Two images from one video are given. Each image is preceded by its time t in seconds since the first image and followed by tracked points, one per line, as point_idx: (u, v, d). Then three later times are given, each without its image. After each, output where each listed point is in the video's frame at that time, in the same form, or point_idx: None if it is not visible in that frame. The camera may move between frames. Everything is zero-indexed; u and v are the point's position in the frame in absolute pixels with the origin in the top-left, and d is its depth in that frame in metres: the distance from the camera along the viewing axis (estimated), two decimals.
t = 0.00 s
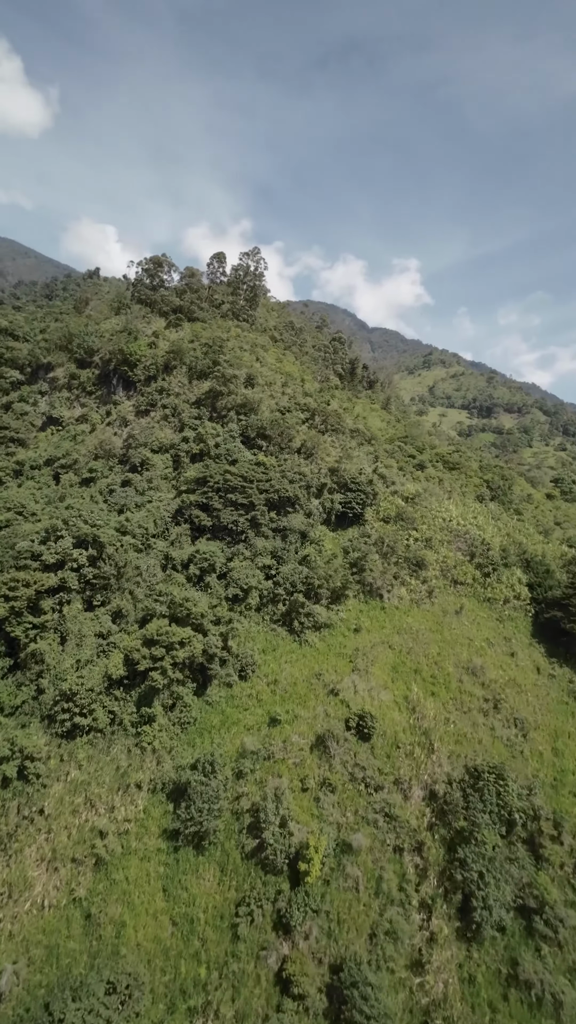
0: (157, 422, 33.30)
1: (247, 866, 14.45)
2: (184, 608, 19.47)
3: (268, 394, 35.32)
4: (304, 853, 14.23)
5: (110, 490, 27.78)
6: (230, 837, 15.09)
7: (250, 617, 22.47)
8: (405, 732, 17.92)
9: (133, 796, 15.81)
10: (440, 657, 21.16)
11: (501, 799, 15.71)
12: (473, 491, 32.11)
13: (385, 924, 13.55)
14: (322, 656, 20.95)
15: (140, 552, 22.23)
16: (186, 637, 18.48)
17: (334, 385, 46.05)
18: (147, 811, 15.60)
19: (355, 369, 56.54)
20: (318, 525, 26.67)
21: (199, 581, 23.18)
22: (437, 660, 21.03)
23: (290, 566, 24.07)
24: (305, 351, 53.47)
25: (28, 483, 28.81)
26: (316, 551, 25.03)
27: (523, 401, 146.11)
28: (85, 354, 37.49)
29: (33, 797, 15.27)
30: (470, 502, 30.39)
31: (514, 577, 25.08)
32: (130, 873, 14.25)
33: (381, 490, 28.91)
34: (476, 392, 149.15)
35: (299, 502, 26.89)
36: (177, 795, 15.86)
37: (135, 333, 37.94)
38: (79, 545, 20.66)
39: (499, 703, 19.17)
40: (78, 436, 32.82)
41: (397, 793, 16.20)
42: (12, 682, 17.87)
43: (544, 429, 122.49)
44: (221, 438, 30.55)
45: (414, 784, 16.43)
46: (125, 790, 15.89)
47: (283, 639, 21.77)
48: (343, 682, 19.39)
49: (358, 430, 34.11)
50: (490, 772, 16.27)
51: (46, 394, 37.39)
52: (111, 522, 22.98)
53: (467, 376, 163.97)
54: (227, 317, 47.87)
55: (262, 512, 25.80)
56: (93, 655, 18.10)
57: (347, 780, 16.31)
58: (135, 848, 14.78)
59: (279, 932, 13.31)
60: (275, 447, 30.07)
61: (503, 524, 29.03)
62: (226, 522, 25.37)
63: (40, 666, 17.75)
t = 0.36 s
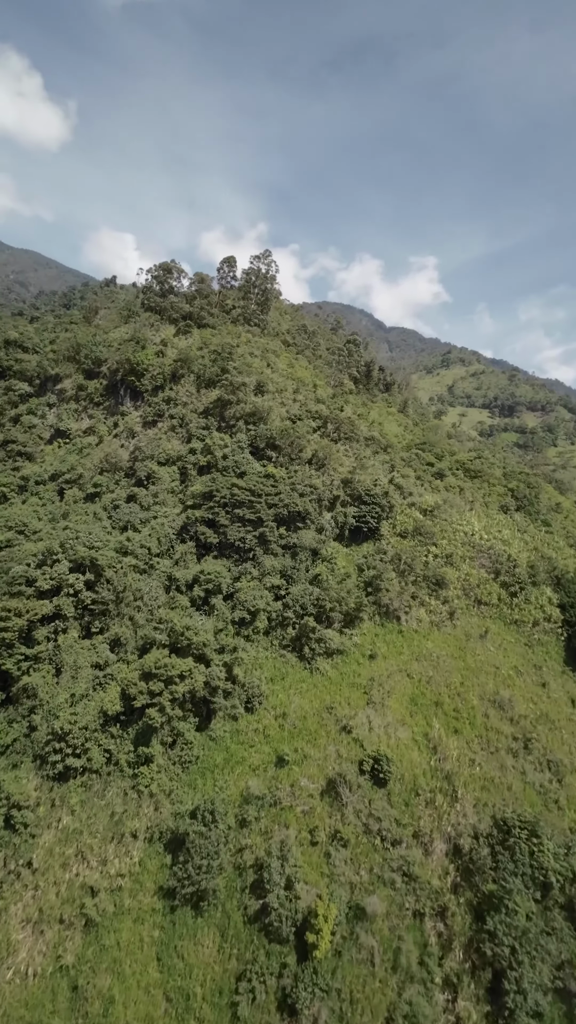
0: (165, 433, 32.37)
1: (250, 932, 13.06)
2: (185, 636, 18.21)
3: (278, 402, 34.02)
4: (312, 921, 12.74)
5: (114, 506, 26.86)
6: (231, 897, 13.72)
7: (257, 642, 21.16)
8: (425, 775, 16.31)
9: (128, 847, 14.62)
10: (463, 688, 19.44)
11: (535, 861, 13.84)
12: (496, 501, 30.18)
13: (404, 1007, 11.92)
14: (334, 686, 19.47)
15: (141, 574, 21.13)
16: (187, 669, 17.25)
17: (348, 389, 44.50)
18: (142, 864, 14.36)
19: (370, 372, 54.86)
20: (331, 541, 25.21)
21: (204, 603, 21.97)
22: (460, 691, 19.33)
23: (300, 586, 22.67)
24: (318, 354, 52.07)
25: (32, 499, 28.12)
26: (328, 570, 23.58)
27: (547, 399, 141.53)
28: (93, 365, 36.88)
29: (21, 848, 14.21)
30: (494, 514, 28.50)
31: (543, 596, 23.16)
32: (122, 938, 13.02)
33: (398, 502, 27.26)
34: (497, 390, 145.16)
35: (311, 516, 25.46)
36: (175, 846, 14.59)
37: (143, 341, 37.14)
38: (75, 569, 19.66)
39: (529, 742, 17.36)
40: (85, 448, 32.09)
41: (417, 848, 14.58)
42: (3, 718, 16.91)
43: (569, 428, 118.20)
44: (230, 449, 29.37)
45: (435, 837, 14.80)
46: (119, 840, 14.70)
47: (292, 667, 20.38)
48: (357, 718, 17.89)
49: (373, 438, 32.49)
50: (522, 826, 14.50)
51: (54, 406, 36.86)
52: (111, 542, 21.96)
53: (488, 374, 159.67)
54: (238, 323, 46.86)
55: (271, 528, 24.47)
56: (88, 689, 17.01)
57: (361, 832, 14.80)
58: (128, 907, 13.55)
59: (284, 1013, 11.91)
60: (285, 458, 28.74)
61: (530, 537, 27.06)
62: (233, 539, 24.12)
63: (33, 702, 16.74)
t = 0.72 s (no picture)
0: (168, 445, 31.27)
1: (250, 1015, 11.71)
2: (183, 671, 16.95)
3: (285, 410, 32.67)
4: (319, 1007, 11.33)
5: (114, 523, 25.80)
6: (230, 971, 12.35)
7: (262, 671, 19.83)
8: (445, 828, 14.75)
9: (118, 909, 13.37)
10: (486, 725, 17.80)
11: (574, 936, 11.79)
12: (518, 513, 28.35)
13: None
14: (345, 723, 18.02)
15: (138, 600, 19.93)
16: (183, 709, 15.93)
17: (359, 395, 42.94)
18: (133, 929, 13.06)
19: (382, 375, 53.21)
20: (340, 560, 23.75)
21: (206, 629, 20.68)
22: (482, 727, 17.70)
23: (308, 610, 21.25)
24: (328, 358, 50.64)
25: (31, 517, 27.21)
26: (337, 591, 22.12)
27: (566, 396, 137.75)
28: (96, 375, 36.02)
29: (1, 913, 13.06)
30: (515, 527, 26.72)
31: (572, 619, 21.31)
32: (109, 1019, 11.76)
33: (412, 516, 25.65)
34: (514, 388, 141.83)
35: (319, 532, 24.02)
36: (169, 909, 13.26)
37: (146, 350, 36.16)
38: (67, 598, 18.50)
39: (562, 789, 15.59)
40: (86, 462, 31.19)
41: (437, 915, 12.99)
42: None
43: None
44: (234, 461, 28.12)
45: (459, 902, 13.18)
46: (109, 901, 13.47)
47: (300, 700, 19.01)
48: (369, 760, 16.41)
49: (384, 446, 30.89)
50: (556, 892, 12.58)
51: (57, 418, 36.06)
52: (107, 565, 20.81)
53: (504, 371, 156.13)
54: (245, 328, 45.71)
55: (277, 547, 23.10)
56: (78, 730, 15.84)
57: (374, 897, 13.31)
58: (117, 981, 12.27)
59: None
60: (292, 470, 27.36)
61: (556, 552, 25.20)
62: (237, 559, 22.80)
63: (19, 745, 15.63)
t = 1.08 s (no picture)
0: (172, 458, 30.15)
1: None
2: (181, 712, 15.64)
3: (293, 420, 31.30)
4: None
5: (115, 543, 24.72)
6: None
7: (269, 706, 18.52)
8: (471, 895, 13.19)
9: (108, 985, 12.15)
10: (514, 769, 16.16)
11: None
12: (542, 526, 26.53)
13: None
14: (358, 766, 16.55)
15: (136, 630, 18.73)
16: (181, 757, 14.61)
17: (371, 400, 41.39)
18: (123, 1011, 11.80)
19: (395, 378, 51.53)
20: (352, 581, 22.29)
21: (208, 659, 19.47)
22: (510, 773, 16.06)
23: (317, 638, 19.84)
24: (338, 362, 49.15)
25: (31, 536, 26.32)
26: (349, 616, 20.66)
27: None
28: (99, 386, 35.12)
29: None
30: (540, 543, 24.93)
31: None
32: None
33: (428, 532, 24.05)
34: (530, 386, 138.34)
35: (329, 552, 22.58)
36: (164, 987, 11.97)
37: (150, 358, 35.13)
38: (59, 631, 17.36)
39: None
40: (89, 477, 30.25)
41: (465, 1003, 11.40)
42: None
43: None
44: (239, 475, 26.84)
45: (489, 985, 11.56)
46: (99, 976, 12.25)
47: (309, 739, 17.62)
48: (384, 812, 14.94)
49: (398, 456, 29.31)
50: None
51: (60, 430, 35.26)
52: (104, 592, 19.64)
53: (520, 368, 152.34)
54: (252, 334, 44.51)
55: (284, 568, 21.70)
56: (68, 778, 14.66)
57: (392, 979, 11.82)
58: None
59: None
60: (300, 484, 25.97)
61: None
62: (242, 582, 21.47)
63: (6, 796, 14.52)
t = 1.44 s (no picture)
0: (176, 471, 28.97)
1: None
2: (178, 761, 14.34)
3: (302, 430, 29.89)
4: None
5: (115, 563, 23.62)
6: None
7: (275, 746, 17.29)
8: (503, 980, 11.69)
9: None
10: (548, 824, 14.53)
11: None
12: (570, 542, 24.69)
13: None
14: (373, 818, 15.09)
15: (133, 663, 17.54)
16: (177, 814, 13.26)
17: (383, 405, 39.77)
18: None
19: (408, 381, 49.79)
20: (365, 606, 20.81)
21: (211, 695, 18.31)
22: (543, 829, 14.42)
23: (328, 670, 18.42)
24: (349, 365, 47.62)
25: (30, 555, 25.39)
26: (362, 646, 19.21)
27: None
28: (102, 396, 34.15)
29: None
30: (568, 561, 23.15)
31: None
32: None
33: (447, 551, 22.43)
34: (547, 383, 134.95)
35: (340, 574, 21.11)
36: None
37: (154, 366, 34.03)
38: (50, 670, 16.57)
39: None
40: (91, 492, 29.27)
41: None
42: None
43: None
44: (245, 489, 25.52)
45: None
46: None
47: (320, 784, 16.23)
48: (402, 876, 13.47)
49: (412, 467, 27.70)
50: None
51: (63, 442, 34.36)
52: (100, 621, 18.50)
53: (537, 365, 148.47)
54: (259, 338, 43.24)
55: (292, 592, 20.28)
56: (56, 835, 13.52)
57: None
58: None
59: None
60: (309, 498, 24.56)
61: None
62: (247, 607, 20.14)
63: None
